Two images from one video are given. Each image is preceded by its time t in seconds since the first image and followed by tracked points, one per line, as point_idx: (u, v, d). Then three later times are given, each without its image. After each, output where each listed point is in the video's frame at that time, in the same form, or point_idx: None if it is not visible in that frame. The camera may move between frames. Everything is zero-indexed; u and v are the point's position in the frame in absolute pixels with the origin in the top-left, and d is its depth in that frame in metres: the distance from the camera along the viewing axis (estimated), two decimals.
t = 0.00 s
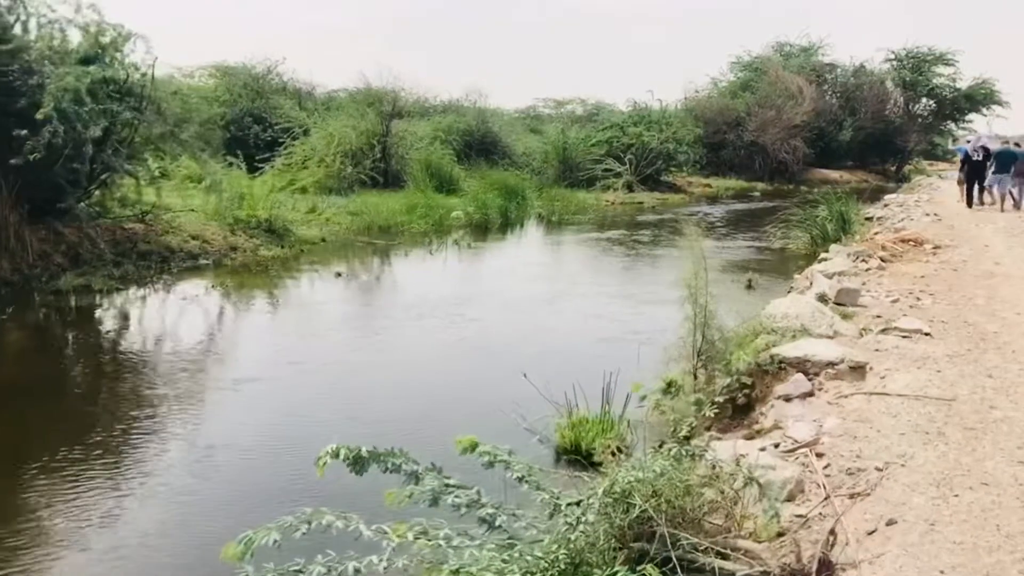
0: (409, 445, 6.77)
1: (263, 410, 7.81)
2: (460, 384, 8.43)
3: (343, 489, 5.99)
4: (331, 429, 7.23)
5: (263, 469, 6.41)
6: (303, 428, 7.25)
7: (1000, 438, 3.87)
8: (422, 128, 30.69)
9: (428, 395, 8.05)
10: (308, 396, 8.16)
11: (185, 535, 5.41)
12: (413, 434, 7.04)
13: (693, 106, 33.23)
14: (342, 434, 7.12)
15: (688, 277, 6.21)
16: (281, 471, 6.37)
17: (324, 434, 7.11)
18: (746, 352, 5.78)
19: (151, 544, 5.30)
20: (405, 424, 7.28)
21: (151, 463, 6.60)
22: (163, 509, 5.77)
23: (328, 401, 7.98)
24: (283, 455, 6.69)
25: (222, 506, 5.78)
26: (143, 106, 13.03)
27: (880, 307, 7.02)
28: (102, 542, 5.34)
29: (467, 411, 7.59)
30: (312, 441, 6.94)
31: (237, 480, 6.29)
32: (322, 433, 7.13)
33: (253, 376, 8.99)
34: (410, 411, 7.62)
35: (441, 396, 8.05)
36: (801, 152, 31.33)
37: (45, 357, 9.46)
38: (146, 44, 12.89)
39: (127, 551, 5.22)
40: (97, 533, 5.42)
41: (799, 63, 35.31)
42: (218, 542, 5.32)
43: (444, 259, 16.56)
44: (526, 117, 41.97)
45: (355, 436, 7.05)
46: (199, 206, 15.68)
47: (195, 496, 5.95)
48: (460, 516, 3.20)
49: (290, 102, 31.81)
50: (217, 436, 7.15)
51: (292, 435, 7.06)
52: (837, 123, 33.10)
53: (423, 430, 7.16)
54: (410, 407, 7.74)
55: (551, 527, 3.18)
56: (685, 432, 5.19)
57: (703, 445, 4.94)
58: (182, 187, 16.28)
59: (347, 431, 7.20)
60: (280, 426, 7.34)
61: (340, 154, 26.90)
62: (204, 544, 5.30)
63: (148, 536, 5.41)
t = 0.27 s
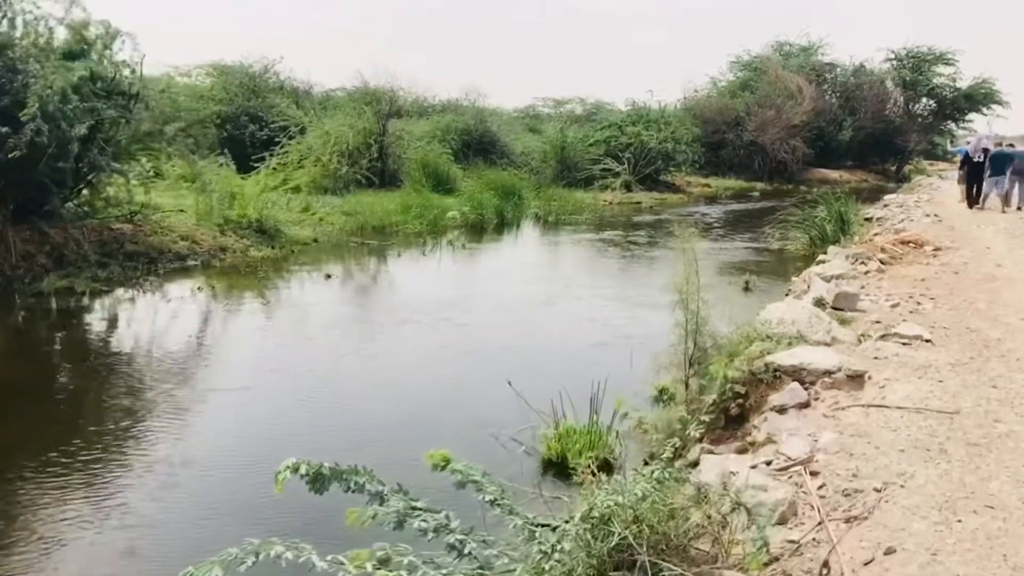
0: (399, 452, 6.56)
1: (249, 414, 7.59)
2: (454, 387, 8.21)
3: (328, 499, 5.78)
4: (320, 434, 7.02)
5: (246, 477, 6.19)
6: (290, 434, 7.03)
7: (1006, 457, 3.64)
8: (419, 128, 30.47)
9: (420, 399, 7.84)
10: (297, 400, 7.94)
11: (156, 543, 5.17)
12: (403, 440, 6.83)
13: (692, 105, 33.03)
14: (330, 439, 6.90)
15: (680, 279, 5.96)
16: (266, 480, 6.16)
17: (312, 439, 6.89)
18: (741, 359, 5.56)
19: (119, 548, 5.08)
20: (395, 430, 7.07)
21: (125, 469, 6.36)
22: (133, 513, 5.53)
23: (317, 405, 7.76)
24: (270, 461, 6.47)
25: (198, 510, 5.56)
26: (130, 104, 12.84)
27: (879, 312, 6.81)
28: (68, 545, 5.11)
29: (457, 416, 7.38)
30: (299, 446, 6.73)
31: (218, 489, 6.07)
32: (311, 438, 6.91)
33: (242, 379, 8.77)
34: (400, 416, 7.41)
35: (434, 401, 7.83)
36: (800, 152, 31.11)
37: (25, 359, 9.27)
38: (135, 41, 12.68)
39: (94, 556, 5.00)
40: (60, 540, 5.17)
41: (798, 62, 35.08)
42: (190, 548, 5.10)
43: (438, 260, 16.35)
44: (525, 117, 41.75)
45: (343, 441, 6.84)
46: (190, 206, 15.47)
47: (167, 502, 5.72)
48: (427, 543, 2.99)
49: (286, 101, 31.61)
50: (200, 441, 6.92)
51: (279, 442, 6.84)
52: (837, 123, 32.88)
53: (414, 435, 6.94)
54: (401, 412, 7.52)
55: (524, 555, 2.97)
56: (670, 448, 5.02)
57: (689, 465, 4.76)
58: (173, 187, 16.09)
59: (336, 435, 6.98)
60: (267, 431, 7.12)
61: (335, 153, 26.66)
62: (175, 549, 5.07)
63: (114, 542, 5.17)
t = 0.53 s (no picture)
0: (389, 455, 6.34)
1: (235, 416, 7.35)
2: (446, 390, 8.00)
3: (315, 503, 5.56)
4: (308, 435, 6.79)
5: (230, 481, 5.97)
6: (277, 436, 6.80)
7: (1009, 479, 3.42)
8: (416, 126, 30.22)
9: (412, 401, 7.62)
10: (285, 402, 7.71)
11: (121, 555, 4.93)
12: (394, 443, 6.61)
13: (692, 104, 32.78)
14: (319, 440, 6.67)
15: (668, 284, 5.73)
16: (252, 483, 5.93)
17: (300, 441, 6.67)
18: (731, 370, 5.35)
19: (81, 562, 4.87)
20: (384, 432, 6.85)
21: (97, 474, 6.13)
22: (101, 522, 5.31)
23: (305, 407, 7.53)
24: (256, 464, 6.25)
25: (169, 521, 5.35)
26: (115, 101, 12.63)
27: (877, 317, 6.58)
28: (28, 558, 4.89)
29: (449, 419, 7.16)
30: (286, 449, 6.50)
31: (201, 494, 5.83)
32: (299, 440, 6.68)
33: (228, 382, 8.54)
34: (390, 418, 7.18)
35: (425, 403, 7.61)
36: (800, 151, 30.86)
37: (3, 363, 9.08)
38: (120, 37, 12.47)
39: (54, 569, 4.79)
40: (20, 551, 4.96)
41: (798, 61, 34.81)
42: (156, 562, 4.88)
43: (431, 260, 16.11)
44: (524, 115, 41.49)
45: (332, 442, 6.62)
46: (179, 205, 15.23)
47: (139, 510, 5.50)
48: None
49: (282, 99, 31.36)
50: (183, 445, 6.69)
51: (266, 445, 6.61)
52: (837, 122, 32.63)
53: (404, 437, 6.72)
54: (391, 414, 7.30)
55: None
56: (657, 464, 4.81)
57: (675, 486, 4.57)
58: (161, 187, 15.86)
59: (325, 436, 6.75)
60: (254, 432, 6.90)
61: (330, 152, 26.41)
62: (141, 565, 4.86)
63: (76, 553, 4.96)
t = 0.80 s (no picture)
0: (378, 454, 6.18)
1: (220, 417, 7.18)
2: (437, 391, 7.84)
3: (301, 501, 5.38)
4: (297, 434, 6.62)
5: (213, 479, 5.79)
6: (264, 436, 6.63)
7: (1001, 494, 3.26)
8: (412, 126, 30.02)
9: (402, 400, 7.45)
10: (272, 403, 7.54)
11: (88, 555, 4.77)
12: (383, 442, 6.44)
13: (690, 103, 32.60)
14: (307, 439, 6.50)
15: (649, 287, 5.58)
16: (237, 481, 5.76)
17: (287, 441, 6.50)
18: (716, 375, 5.18)
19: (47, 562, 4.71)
20: (374, 431, 6.69)
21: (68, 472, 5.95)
22: (66, 525, 5.15)
23: (293, 408, 7.35)
24: (242, 463, 6.07)
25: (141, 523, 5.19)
26: (101, 99, 12.48)
27: (869, 320, 6.41)
28: None
29: (439, 421, 7.00)
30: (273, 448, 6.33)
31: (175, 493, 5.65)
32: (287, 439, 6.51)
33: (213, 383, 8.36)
34: (379, 420, 7.02)
35: (416, 404, 7.45)
36: (799, 151, 30.66)
37: None
38: (107, 35, 12.28)
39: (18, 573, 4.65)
40: None
41: (796, 60, 34.62)
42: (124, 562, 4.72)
43: (424, 261, 15.92)
44: (523, 115, 41.29)
45: (320, 440, 6.45)
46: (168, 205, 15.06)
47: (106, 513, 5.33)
48: None
49: (278, 98, 31.18)
50: (167, 444, 6.51)
51: (252, 444, 6.44)
52: (835, 122, 32.46)
53: (394, 437, 6.56)
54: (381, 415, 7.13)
55: None
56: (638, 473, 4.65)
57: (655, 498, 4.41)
58: (150, 187, 15.68)
59: (314, 435, 6.59)
60: (240, 432, 6.72)
61: (325, 151, 26.20)
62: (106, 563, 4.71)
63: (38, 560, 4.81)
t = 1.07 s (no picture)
0: (372, 450, 5.95)
1: (209, 416, 6.95)
2: (434, 383, 7.61)
3: (291, 501, 5.16)
4: (288, 431, 6.39)
5: (199, 480, 5.57)
6: (254, 433, 6.41)
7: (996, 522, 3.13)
8: (409, 125, 29.85)
9: (395, 394, 7.24)
10: (264, 399, 7.31)
11: (59, 556, 4.62)
12: (378, 436, 6.22)
13: (688, 103, 32.44)
14: (298, 437, 6.28)
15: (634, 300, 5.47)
16: (225, 481, 5.53)
17: (278, 438, 6.28)
18: (703, 388, 5.04)
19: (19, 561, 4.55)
20: (368, 426, 6.46)
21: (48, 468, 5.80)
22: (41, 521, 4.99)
23: (285, 404, 7.12)
24: (231, 462, 5.85)
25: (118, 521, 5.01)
26: (88, 100, 12.30)
27: (863, 328, 6.26)
28: None
29: (435, 411, 6.77)
30: (263, 446, 6.11)
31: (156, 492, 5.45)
32: (278, 437, 6.29)
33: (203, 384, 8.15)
34: (373, 412, 6.79)
35: (412, 395, 7.22)
36: (797, 152, 30.52)
37: None
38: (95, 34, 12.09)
39: None
40: None
41: (795, 61, 34.44)
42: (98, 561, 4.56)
43: (417, 263, 15.74)
44: (521, 115, 41.15)
45: (307, 438, 6.23)
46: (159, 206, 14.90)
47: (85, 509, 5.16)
48: None
49: (275, 98, 31.03)
50: (153, 445, 6.29)
51: (242, 442, 6.21)
52: (834, 122, 32.31)
53: (388, 431, 6.33)
54: (376, 408, 6.90)
55: None
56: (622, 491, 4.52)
57: (638, 519, 4.28)
58: (141, 188, 15.52)
59: (307, 432, 6.36)
60: (225, 430, 6.51)
61: (320, 151, 26.02)
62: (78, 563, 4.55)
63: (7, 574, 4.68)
